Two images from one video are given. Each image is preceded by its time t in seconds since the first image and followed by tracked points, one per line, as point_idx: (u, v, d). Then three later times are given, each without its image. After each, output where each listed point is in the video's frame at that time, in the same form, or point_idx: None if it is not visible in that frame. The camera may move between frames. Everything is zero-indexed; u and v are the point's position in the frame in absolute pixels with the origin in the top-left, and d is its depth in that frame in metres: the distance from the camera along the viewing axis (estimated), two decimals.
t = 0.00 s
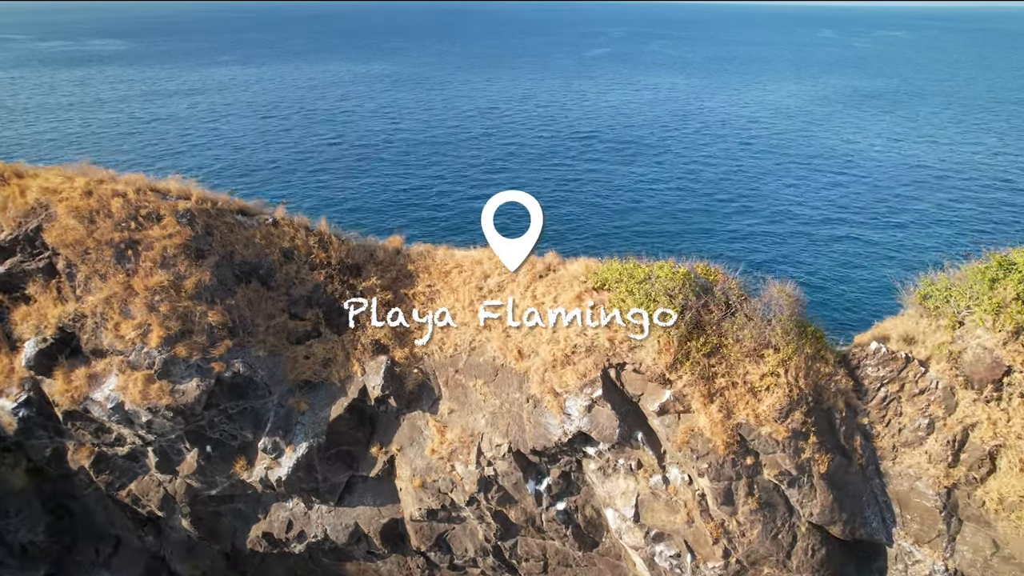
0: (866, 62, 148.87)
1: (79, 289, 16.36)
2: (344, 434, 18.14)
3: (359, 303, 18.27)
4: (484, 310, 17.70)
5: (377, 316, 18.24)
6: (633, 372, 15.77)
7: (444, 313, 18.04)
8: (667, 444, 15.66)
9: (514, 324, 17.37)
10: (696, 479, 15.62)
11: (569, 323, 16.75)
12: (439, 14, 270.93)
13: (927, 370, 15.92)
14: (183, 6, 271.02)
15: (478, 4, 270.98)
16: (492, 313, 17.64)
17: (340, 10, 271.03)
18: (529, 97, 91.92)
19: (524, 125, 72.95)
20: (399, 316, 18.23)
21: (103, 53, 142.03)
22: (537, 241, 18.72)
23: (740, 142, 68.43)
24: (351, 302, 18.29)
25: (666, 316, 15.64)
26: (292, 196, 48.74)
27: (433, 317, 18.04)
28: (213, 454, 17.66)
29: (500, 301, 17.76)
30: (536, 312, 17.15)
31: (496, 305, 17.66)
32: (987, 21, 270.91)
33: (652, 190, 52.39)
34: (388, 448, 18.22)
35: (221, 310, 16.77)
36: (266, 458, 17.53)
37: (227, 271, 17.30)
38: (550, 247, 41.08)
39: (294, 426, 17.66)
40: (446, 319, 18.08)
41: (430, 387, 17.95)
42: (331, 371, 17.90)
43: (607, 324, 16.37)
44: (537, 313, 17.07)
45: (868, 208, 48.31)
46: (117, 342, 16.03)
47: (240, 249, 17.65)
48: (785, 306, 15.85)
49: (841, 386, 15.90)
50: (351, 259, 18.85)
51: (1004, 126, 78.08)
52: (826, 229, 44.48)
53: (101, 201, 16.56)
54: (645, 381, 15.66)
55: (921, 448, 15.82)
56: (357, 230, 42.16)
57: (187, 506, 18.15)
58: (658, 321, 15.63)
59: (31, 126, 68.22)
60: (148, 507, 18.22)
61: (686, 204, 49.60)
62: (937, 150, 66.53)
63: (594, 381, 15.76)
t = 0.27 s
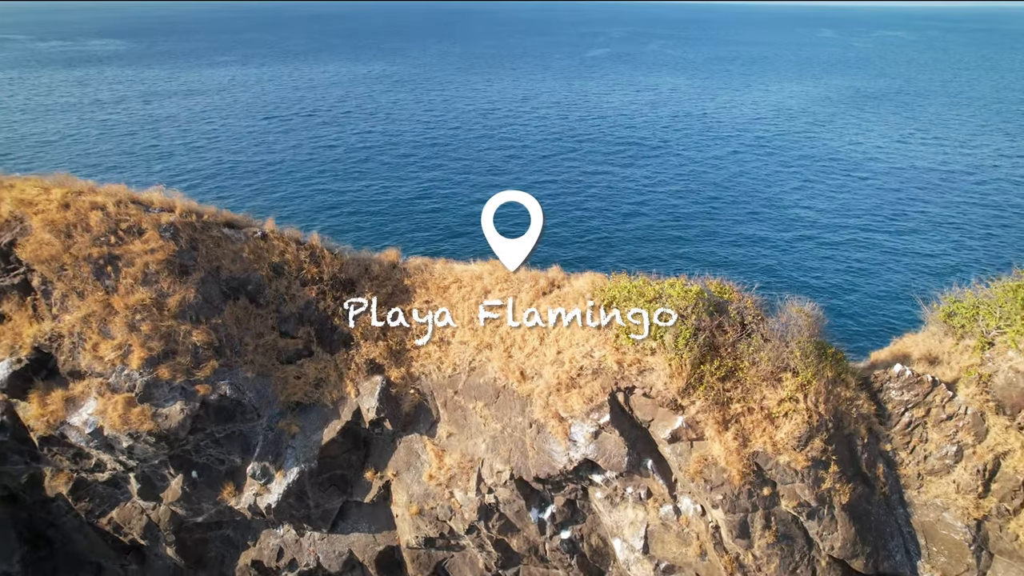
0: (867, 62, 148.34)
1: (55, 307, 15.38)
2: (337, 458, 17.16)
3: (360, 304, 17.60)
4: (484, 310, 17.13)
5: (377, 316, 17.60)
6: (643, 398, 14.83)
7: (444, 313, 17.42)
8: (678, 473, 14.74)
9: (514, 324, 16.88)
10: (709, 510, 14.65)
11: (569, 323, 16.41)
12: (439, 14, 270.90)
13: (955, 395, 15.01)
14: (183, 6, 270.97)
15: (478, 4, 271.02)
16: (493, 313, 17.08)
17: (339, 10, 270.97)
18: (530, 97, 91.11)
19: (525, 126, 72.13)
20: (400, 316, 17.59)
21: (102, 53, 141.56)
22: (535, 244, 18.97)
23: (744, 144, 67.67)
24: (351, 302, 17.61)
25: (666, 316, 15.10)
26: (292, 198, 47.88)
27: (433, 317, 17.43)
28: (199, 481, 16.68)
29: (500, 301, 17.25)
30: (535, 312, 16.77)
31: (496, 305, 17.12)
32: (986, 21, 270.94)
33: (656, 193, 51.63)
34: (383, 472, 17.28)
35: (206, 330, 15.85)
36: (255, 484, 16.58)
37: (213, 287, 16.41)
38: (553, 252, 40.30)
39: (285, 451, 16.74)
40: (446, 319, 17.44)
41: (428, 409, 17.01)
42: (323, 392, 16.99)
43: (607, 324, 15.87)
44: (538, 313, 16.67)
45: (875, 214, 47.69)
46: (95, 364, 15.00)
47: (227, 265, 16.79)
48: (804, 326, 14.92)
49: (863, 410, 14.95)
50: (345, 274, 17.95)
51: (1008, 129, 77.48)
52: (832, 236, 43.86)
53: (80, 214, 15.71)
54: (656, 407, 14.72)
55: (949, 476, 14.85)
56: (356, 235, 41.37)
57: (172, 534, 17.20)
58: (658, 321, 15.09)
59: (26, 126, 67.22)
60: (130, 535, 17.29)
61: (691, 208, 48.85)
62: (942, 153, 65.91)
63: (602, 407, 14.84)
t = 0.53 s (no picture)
0: (869, 62, 148.04)
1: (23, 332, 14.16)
2: (328, 490, 16.06)
3: (359, 304, 16.78)
4: (484, 310, 16.53)
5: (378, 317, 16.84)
6: (656, 433, 13.77)
7: (445, 313, 16.72)
8: (694, 512, 13.62)
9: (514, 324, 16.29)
10: (729, 553, 13.52)
11: (569, 323, 15.94)
12: (440, 14, 270.89)
13: (993, 429, 13.94)
14: (184, 6, 271.02)
15: (478, 4, 271.00)
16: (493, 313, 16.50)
17: (340, 10, 270.97)
18: (531, 98, 90.28)
19: (526, 129, 71.32)
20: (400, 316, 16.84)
21: (102, 53, 141.22)
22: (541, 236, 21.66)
23: (748, 147, 66.88)
24: (351, 303, 16.80)
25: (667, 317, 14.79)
26: (292, 204, 47.04)
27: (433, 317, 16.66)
28: (181, 515, 15.57)
29: (500, 301, 16.60)
30: (536, 311, 16.26)
31: (496, 305, 16.51)
32: (987, 21, 270.83)
33: (661, 199, 50.88)
34: (377, 505, 16.15)
35: (186, 356, 14.75)
36: (240, 519, 15.46)
37: (193, 309, 15.34)
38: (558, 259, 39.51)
39: (272, 483, 15.58)
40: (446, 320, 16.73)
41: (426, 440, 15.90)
42: (313, 420, 15.89)
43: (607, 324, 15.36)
44: (538, 313, 16.19)
45: (884, 222, 47.02)
46: (66, 394, 13.86)
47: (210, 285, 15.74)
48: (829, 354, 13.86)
49: (894, 444, 13.83)
50: (336, 293, 16.82)
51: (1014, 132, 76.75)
52: (841, 244, 43.15)
53: (52, 232, 14.76)
54: (671, 442, 13.67)
55: (987, 516, 13.79)
56: (357, 242, 40.54)
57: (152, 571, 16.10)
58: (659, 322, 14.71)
59: (22, 129, 66.23)
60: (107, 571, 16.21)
61: (696, 214, 48.08)
62: (947, 156, 65.29)
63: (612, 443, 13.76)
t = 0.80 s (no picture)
0: (871, 62, 147.48)
1: None
2: (318, 526, 14.92)
3: (359, 304, 16.02)
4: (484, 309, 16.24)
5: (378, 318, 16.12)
6: (670, 471, 12.66)
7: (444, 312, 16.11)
8: (713, 559, 12.46)
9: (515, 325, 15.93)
10: None
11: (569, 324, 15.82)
12: (439, 15, 270.90)
13: None
14: (184, 6, 270.94)
15: (478, 4, 270.99)
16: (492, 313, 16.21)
17: (340, 11, 270.98)
18: (532, 99, 89.42)
19: (527, 131, 70.41)
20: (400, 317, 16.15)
21: (101, 54, 140.87)
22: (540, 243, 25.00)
23: (753, 150, 66.04)
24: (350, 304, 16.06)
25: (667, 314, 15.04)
26: (291, 209, 46.15)
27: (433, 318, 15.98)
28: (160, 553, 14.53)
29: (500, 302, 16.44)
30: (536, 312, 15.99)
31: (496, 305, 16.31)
32: (987, 21, 270.87)
33: (666, 204, 50.01)
34: (371, 542, 14.94)
35: (163, 386, 13.64)
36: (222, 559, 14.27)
37: (172, 335, 14.32)
38: (562, 267, 38.67)
39: (257, 520, 14.42)
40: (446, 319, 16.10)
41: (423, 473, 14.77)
42: (301, 452, 14.78)
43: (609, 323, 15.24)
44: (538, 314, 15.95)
45: (892, 229, 46.27)
46: (32, 428, 12.68)
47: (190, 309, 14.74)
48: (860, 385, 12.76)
49: (929, 484, 12.74)
50: (326, 315, 15.79)
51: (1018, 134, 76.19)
52: (850, 251, 42.34)
53: (17, 253, 13.74)
54: (687, 481, 12.56)
55: None
56: (357, 250, 39.67)
57: None
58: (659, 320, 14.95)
59: (16, 132, 65.17)
60: None
61: (702, 220, 47.24)
62: (954, 159, 64.59)
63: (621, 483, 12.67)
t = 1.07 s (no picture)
0: (875, 66, 146.85)
1: None
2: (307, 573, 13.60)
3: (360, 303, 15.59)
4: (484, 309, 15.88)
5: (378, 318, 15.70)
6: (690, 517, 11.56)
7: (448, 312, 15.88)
8: None
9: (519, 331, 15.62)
10: None
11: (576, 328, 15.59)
12: (440, 17, 270.85)
13: None
14: (184, 9, 270.99)
15: (478, 7, 270.97)
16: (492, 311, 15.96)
17: (340, 14, 271.03)
18: (534, 104, 88.77)
19: (529, 136, 69.72)
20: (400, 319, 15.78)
21: (101, 57, 140.48)
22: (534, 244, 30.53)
23: (757, 155, 65.29)
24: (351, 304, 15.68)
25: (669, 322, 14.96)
26: (289, 218, 45.50)
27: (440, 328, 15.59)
28: None
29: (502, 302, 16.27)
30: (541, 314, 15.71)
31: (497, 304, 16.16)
32: (987, 24, 270.87)
33: (670, 212, 49.30)
34: None
35: (137, 422, 12.60)
36: None
37: (148, 367, 13.36)
38: (564, 278, 37.94)
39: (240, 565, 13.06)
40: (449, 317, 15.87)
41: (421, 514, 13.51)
42: (288, 491, 13.57)
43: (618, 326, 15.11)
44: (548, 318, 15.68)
45: (900, 238, 45.49)
46: None
47: (169, 338, 13.83)
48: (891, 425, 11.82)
49: (974, 534, 11.62)
50: (315, 343, 14.89)
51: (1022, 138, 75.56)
52: (857, 262, 41.61)
53: None
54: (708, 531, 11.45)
55: None
56: (356, 259, 38.98)
57: None
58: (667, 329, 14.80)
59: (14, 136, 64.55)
60: None
61: (706, 229, 46.52)
62: (960, 166, 63.86)
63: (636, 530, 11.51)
